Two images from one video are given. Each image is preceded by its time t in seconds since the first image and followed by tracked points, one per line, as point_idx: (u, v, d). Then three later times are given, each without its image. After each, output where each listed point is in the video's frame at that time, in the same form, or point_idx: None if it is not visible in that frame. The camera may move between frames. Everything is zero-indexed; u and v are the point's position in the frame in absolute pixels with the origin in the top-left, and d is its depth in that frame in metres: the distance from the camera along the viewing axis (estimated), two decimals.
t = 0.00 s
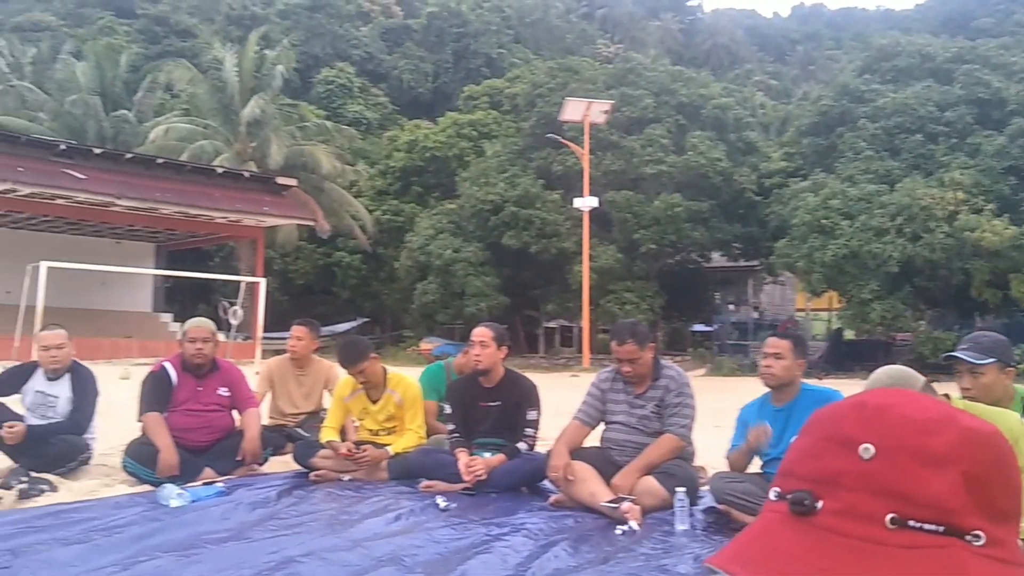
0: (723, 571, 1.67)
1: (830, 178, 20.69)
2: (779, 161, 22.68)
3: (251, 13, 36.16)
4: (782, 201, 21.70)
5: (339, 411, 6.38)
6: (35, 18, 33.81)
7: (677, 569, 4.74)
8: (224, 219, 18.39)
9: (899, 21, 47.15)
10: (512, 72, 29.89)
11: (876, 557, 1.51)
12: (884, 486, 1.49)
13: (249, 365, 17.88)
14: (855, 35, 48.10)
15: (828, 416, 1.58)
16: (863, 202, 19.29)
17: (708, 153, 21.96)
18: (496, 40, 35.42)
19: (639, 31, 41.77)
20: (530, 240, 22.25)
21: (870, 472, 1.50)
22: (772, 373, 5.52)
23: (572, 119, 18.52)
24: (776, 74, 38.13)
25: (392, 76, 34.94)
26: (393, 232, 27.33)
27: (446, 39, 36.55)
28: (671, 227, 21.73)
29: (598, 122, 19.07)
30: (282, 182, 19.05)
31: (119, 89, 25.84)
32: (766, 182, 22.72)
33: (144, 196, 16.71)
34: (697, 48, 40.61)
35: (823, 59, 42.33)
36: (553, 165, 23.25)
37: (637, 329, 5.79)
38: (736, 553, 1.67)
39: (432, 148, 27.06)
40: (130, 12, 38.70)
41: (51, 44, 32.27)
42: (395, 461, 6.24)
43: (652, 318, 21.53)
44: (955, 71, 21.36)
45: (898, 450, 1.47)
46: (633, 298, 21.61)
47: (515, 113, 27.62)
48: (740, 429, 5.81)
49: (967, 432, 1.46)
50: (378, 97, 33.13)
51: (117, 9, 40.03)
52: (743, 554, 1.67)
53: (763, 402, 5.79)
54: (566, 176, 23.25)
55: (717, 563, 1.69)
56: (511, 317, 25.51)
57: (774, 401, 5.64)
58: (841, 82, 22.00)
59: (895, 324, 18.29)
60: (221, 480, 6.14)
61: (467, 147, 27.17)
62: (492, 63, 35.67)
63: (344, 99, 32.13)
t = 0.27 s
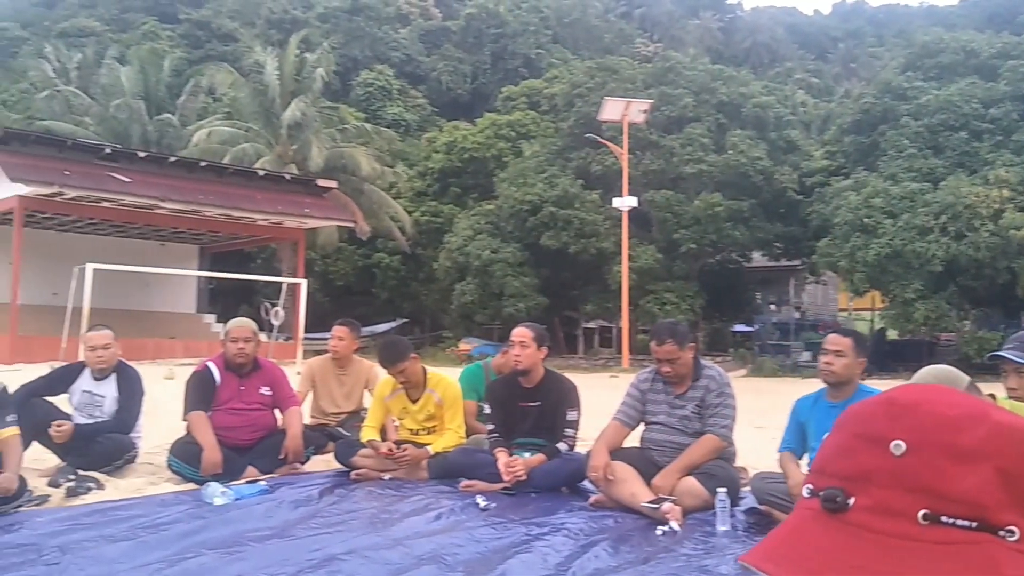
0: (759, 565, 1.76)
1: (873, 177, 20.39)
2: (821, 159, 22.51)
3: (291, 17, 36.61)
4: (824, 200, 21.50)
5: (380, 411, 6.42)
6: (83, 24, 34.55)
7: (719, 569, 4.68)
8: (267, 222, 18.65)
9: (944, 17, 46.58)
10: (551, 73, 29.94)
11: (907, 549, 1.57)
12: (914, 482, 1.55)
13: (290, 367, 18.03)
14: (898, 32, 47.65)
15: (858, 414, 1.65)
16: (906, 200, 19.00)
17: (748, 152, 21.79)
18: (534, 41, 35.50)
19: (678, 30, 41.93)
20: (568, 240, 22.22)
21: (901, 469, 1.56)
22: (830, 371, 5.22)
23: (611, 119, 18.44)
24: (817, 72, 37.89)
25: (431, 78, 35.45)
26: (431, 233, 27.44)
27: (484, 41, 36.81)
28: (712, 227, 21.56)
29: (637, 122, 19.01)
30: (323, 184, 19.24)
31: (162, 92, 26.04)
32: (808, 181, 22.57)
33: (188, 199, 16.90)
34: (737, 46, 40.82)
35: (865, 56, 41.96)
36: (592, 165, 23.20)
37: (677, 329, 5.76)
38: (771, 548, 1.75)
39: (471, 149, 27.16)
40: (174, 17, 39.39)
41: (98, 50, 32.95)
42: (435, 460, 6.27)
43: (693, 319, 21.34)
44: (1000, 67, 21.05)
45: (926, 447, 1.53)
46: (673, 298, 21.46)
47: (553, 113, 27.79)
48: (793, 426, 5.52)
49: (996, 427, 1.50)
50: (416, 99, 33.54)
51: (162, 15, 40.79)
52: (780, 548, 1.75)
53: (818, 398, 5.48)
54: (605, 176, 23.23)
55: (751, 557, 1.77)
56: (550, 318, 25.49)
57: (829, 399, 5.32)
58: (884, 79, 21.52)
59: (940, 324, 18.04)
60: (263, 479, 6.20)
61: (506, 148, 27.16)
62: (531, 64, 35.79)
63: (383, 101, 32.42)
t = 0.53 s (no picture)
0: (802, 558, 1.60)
1: (911, 175, 19.98)
2: (859, 158, 22.38)
3: (328, 20, 36.90)
4: (862, 198, 21.28)
5: (416, 411, 6.44)
6: (123, 30, 35.32)
7: (757, 571, 4.61)
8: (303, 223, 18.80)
9: (984, 12, 46.20)
10: (585, 72, 29.98)
11: (962, 550, 1.39)
12: (969, 476, 1.36)
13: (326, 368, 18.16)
14: (937, 27, 47.33)
15: (911, 400, 1.46)
16: (946, 199, 18.72)
17: (785, 151, 21.49)
18: (569, 41, 35.59)
19: (714, 29, 42.36)
20: (604, 239, 22.12)
21: (954, 461, 1.38)
22: (883, 372, 5.17)
23: (646, 118, 18.39)
24: (854, 69, 37.71)
25: (466, 80, 35.88)
26: (466, 233, 27.51)
27: (519, 41, 37.08)
28: (748, 226, 21.34)
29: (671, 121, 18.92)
30: (359, 186, 19.37)
31: (200, 96, 26.30)
32: (846, 179, 22.41)
33: (225, 202, 17.09)
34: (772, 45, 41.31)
35: (903, 53, 41.69)
36: (627, 165, 23.02)
37: (714, 330, 5.70)
38: (816, 541, 1.59)
39: (505, 150, 27.19)
40: (215, 22, 40.08)
41: (139, 54, 33.56)
42: (471, 460, 6.28)
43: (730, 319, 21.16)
44: None
45: (983, 438, 1.34)
46: (710, 298, 21.30)
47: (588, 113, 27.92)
48: (842, 420, 5.48)
49: None
50: (451, 100, 33.96)
51: (203, 19, 41.54)
52: (826, 546, 1.57)
53: (871, 395, 5.43)
54: (639, 176, 23.10)
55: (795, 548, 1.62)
56: (585, 319, 25.45)
57: (883, 398, 5.28)
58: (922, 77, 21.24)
59: (981, 323, 17.80)
60: (301, 478, 6.25)
61: (540, 149, 27.15)
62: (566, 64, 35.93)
63: (417, 103, 32.63)
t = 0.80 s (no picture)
0: (873, 532, 1.57)
1: (945, 174, 19.67)
2: (891, 157, 22.17)
3: (358, 22, 37.06)
4: (895, 198, 21.11)
5: (446, 411, 6.45)
6: (156, 34, 35.79)
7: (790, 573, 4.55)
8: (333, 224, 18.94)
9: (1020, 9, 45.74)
10: (615, 73, 29.97)
11: None
12: None
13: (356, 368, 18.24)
14: (972, 24, 46.97)
15: (993, 380, 1.42)
16: (980, 198, 18.47)
17: (817, 150, 21.25)
18: (598, 41, 35.57)
19: (744, 27, 42.46)
20: (634, 240, 22.10)
21: None
22: (922, 372, 5.11)
23: (676, 118, 18.31)
24: (886, 67, 37.48)
25: (496, 81, 36.11)
26: (495, 234, 27.54)
27: (548, 42, 37.22)
28: (780, 226, 21.23)
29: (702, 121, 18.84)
30: (388, 187, 19.49)
31: (232, 99, 26.54)
32: (878, 178, 22.20)
33: (258, 204, 17.23)
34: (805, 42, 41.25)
35: (937, 50, 41.35)
36: (657, 164, 23.01)
37: (746, 330, 5.65)
38: (897, 515, 1.53)
39: (534, 151, 27.19)
40: (246, 25, 40.52)
41: (172, 58, 34.00)
42: (501, 461, 6.30)
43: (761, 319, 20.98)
44: None
45: None
46: (741, 299, 21.11)
47: (617, 113, 27.89)
48: (882, 419, 5.44)
49: None
50: (480, 101, 34.09)
51: (234, 22, 42.00)
52: (892, 518, 1.55)
53: (911, 394, 5.39)
54: (670, 175, 23.08)
55: (868, 520, 1.57)
56: (615, 320, 25.39)
57: (923, 399, 5.23)
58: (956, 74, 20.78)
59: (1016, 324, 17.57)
60: (333, 478, 6.28)
61: (570, 150, 27.13)
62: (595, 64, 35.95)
63: (447, 104, 32.76)
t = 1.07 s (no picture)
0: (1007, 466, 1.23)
1: (975, 173, 19.45)
2: (920, 155, 21.94)
3: (384, 24, 37.30)
4: (924, 197, 20.90)
5: (473, 412, 6.48)
6: (183, 37, 36.23)
7: (821, 573, 4.44)
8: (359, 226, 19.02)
9: None
10: (641, 73, 30.00)
11: None
12: None
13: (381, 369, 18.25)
14: (1002, 21, 46.62)
15: None
16: (1011, 196, 18.25)
17: (845, 149, 21.08)
18: (624, 41, 35.59)
19: (771, 27, 42.63)
20: (660, 240, 22.01)
21: None
22: (954, 373, 5.07)
23: (703, 117, 18.26)
24: (914, 65, 37.29)
25: (521, 81, 36.28)
26: (521, 234, 27.55)
27: (574, 42, 37.29)
28: (807, 226, 21.07)
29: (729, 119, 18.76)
30: (414, 188, 19.60)
31: (259, 101, 26.76)
32: (907, 177, 22.00)
33: (285, 205, 17.33)
34: (831, 42, 41.32)
35: (966, 48, 41.11)
36: (684, 164, 23.00)
37: (774, 330, 5.62)
38: None
39: (559, 151, 27.16)
40: (274, 28, 40.96)
41: (200, 60, 34.38)
42: (529, 460, 6.30)
43: (789, 319, 20.84)
44: None
45: None
46: (769, 299, 20.94)
47: (643, 113, 27.86)
48: (913, 419, 5.39)
49: None
50: (505, 102, 34.19)
51: (262, 25, 42.48)
52: None
53: (943, 393, 5.34)
54: (696, 175, 23.05)
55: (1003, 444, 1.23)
56: (642, 320, 25.28)
57: (956, 401, 5.19)
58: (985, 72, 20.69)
59: None
60: (361, 477, 6.29)
61: (596, 150, 27.11)
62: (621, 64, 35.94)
63: (472, 105, 32.89)
